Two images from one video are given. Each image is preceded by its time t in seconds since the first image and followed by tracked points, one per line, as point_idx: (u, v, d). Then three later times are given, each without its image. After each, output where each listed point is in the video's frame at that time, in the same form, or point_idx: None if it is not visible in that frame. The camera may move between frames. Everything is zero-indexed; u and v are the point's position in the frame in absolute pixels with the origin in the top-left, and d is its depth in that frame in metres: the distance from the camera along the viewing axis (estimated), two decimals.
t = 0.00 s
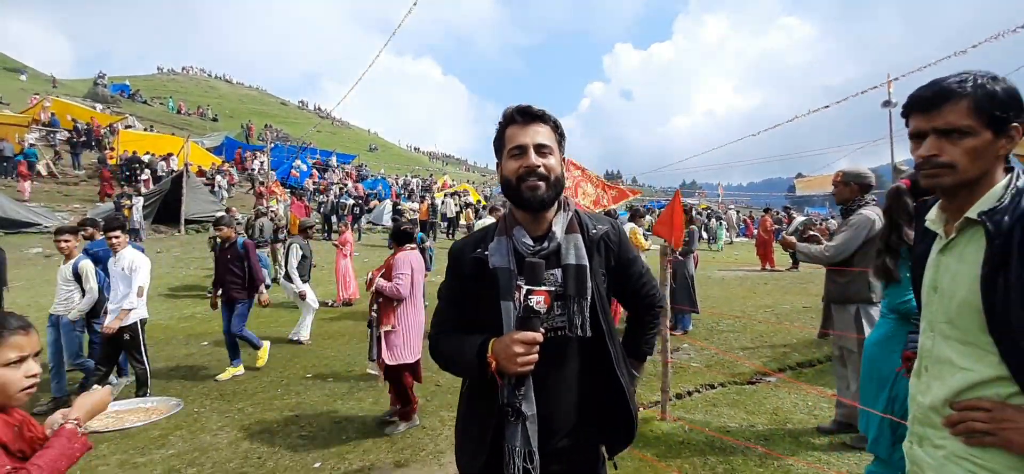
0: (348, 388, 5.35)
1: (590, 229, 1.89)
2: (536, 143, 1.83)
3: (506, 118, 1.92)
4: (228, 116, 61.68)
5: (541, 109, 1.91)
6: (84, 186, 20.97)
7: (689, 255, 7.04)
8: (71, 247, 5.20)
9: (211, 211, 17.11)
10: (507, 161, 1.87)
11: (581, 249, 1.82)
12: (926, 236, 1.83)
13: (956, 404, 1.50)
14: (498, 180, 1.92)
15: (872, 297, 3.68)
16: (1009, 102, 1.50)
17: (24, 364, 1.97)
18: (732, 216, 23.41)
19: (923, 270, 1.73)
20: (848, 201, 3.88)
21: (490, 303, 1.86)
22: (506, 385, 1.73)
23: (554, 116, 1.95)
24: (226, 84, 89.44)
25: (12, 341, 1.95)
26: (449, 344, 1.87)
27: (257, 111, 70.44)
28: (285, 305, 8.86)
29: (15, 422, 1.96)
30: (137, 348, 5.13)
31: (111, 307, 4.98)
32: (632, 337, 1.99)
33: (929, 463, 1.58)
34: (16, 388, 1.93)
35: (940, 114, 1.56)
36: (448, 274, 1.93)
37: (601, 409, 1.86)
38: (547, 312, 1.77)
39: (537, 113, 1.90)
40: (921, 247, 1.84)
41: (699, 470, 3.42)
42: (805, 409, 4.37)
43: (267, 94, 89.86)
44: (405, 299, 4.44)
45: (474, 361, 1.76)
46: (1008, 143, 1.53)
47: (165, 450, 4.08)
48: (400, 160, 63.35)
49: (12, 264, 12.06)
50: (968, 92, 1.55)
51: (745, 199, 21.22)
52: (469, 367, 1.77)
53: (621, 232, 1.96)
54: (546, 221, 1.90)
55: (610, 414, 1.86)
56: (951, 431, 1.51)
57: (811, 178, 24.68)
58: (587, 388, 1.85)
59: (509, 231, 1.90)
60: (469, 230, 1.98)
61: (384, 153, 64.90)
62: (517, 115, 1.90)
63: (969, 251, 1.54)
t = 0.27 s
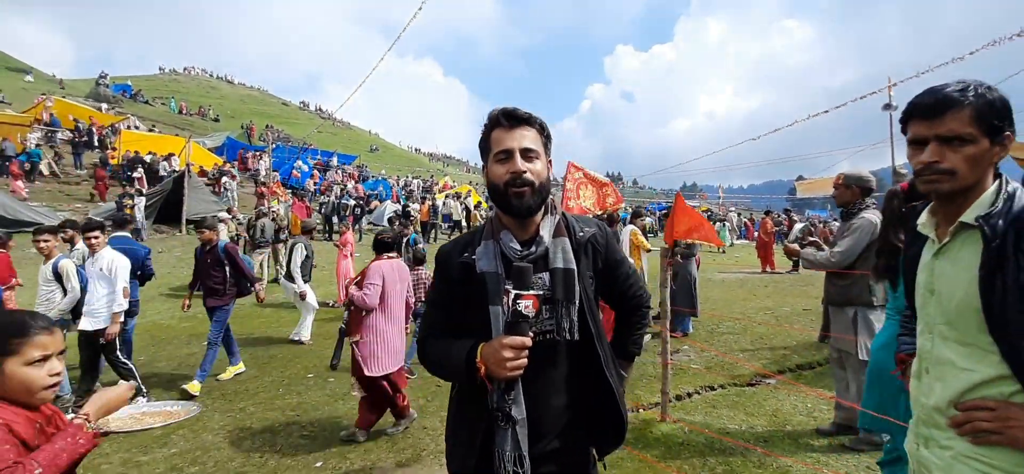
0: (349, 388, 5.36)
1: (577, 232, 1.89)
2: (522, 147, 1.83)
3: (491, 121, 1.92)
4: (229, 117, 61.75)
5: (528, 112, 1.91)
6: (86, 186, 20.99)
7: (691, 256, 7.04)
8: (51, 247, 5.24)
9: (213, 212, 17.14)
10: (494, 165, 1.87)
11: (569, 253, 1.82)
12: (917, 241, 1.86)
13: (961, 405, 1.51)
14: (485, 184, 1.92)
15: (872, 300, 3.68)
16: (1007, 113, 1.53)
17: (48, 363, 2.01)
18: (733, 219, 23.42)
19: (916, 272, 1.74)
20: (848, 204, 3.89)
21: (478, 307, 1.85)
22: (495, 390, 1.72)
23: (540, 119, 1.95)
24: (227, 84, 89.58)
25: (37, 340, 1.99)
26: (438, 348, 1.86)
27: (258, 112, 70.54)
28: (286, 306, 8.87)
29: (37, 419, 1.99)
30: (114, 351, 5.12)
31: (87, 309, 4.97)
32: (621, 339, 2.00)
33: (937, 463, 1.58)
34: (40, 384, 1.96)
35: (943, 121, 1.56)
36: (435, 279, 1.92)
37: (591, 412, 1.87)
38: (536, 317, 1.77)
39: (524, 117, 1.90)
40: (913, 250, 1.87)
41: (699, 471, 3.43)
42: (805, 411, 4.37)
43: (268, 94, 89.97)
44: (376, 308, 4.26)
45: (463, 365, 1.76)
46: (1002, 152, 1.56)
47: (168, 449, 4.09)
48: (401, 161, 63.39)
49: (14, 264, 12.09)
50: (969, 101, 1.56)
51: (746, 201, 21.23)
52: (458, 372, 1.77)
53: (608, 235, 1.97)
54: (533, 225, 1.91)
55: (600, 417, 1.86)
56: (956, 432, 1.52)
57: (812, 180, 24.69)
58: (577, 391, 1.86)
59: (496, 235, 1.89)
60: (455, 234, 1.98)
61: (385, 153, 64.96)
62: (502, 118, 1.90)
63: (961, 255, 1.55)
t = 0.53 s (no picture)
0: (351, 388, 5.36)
1: (572, 234, 1.90)
2: (515, 150, 1.83)
3: (483, 124, 1.92)
4: (231, 117, 61.86)
5: (520, 114, 1.91)
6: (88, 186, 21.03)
7: (693, 258, 7.04)
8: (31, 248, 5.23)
9: (214, 212, 17.15)
10: (487, 168, 1.87)
11: (564, 255, 1.82)
12: (916, 244, 1.86)
13: (984, 407, 1.53)
14: (478, 187, 1.92)
15: (876, 303, 3.68)
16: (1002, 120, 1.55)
17: (69, 357, 2.02)
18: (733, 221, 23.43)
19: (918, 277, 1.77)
20: (846, 207, 3.91)
21: (474, 311, 1.86)
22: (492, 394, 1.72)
23: (532, 121, 1.95)
24: (229, 85, 89.72)
25: (58, 336, 1.99)
26: (433, 353, 1.86)
27: (260, 112, 70.65)
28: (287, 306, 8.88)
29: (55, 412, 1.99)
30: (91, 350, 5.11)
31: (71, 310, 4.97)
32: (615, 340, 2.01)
33: (966, 466, 1.58)
34: (60, 379, 1.97)
35: (946, 128, 1.57)
36: (428, 284, 1.92)
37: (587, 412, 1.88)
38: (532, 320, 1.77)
39: (516, 119, 1.90)
40: (909, 255, 1.88)
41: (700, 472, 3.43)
42: (805, 413, 4.38)
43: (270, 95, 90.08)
44: (354, 308, 4.23)
45: (460, 370, 1.75)
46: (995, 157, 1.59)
47: (171, 448, 4.09)
48: (402, 162, 63.43)
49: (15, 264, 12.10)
50: (972, 109, 1.57)
51: (746, 203, 21.24)
52: (454, 376, 1.77)
53: (602, 236, 1.98)
54: (526, 228, 1.91)
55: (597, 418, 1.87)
56: (982, 434, 1.53)
57: (812, 183, 24.71)
58: (572, 393, 1.87)
59: (490, 238, 1.89)
60: (448, 237, 1.97)
61: (386, 154, 65.04)
62: (494, 121, 1.90)
63: (962, 257, 1.59)
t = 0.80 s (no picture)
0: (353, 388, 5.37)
1: (574, 237, 1.91)
2: (517, 153, 1.85)
3: (485, 127, 1.93)
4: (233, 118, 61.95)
5: (522, 117, 1.93)
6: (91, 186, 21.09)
7: (695, 260, 7.05)
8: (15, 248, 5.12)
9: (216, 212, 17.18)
10: (488, 171, 1.88)
11: (567, 258, 1.83)
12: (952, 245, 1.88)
13: (1012, 413, 1.53)
14: (480, 190, 1.93)
15: (876, 305, 3.68)
16: None
17: (92, 349, 2.08)
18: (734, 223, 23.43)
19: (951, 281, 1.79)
20: (845, 209, 3.91)
21: (476, 314, 1.86)
22: (496, 398, 1.72)
23: (534, 123, 1.96)
24: (231, 85, 89.92)
25: (83, 329, 2.05)
26: (435, 356, 1.86)
27: (262, 113, 70.79)
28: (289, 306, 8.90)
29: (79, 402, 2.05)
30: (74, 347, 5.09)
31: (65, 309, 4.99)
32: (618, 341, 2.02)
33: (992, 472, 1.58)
34: (87, 370, 2.04)
35: (992, 129, 1.62)
36: (430, 287, 1.92)
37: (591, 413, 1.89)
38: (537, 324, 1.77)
39: (517, 122, 1.91)
40: (944, 256, 1.90)
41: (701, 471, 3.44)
42: (805, 413, 4.38)
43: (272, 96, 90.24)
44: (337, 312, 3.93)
45: (463, 373, 1.75)
46: None
47: (175, 446, 4.11)
48: (403, 162, 63.46)
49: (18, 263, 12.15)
50: (1019, 112, 1.62)
51: (747, 205, 21.24)
52: (458, 380, 1.77)
53: (604, 238, 2.00)
54: (529, 231, 1.92)
55: (600, 418, 1.88)
56: (1010, 441, 1.53)
57: (813, 185, 24.70)
58: (575, 395, 1.88)
59: (493, 241, 1.90)
60: (450, 240, 1.97)
61: (387, 155, 65.10)
62: (496, 123, 1.91)
63: (1002, 259, 1.61)
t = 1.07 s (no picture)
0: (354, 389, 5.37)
1: (583, 243, 1.90)
2: (528, 158, 1.83)
3: (497, 129, 1.92)
4: (234, 119, 62.05)
5: (533, 121, 1.92)
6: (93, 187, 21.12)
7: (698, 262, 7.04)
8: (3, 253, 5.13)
9: (217, 213, 17.21)
10: (499, 174, 1.87)
11: (575, 265, 1.82)
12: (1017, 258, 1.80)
13: None
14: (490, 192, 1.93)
15: (876, 308, 3.67)
16: None
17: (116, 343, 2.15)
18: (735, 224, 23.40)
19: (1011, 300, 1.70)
20: (846, 211, 3.91)
21: (482, 319, 1.86)
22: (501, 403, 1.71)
23: (546, 127, 1.95)
24: (233, 87, 90.20)
25: (108, 326, 2.12)
26: (440, 359, 1.86)
27: (263, 114, 70.92)
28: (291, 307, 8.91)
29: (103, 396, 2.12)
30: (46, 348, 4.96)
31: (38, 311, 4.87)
32: (625, 349, 2.02)
33: None
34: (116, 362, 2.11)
35: None
36: (437, 290, 1.93)
37: (596, 421, 1.89)
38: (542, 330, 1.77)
39: (529, 125, 1.90)
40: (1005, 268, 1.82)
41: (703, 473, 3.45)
42: (806, 416, 4.38)
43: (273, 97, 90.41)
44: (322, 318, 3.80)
45: (469, 378, 1.75)
46: None
47: (179, 447, 4.12)
48: (404, 164, 63.50)
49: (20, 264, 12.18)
50: None
51: (748, 207, 21.22)
52: (462, 384, 1.77)
53: (614, 245, 1.98)
54: (538, 235, 1.91)
55: (605, 427, 1.88)
56: None
57: (814, 187, 24.68)
58: (579, 402, 1.87)
59: (501, 245, 1.88)
60: (457, 243, 1.97)
61: (388, 157, 65.16)
62: (507, 126, 1.90)
63: None
